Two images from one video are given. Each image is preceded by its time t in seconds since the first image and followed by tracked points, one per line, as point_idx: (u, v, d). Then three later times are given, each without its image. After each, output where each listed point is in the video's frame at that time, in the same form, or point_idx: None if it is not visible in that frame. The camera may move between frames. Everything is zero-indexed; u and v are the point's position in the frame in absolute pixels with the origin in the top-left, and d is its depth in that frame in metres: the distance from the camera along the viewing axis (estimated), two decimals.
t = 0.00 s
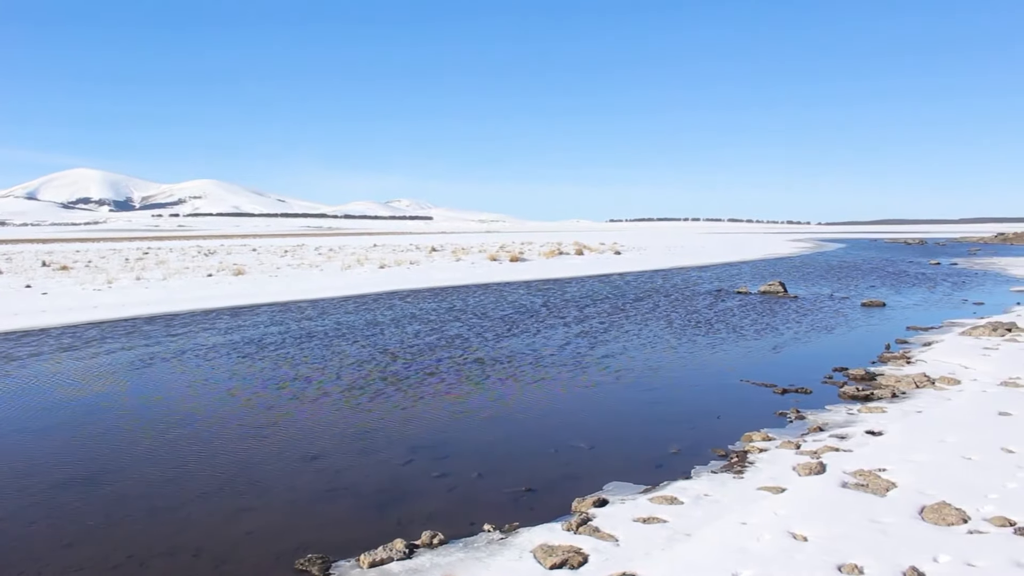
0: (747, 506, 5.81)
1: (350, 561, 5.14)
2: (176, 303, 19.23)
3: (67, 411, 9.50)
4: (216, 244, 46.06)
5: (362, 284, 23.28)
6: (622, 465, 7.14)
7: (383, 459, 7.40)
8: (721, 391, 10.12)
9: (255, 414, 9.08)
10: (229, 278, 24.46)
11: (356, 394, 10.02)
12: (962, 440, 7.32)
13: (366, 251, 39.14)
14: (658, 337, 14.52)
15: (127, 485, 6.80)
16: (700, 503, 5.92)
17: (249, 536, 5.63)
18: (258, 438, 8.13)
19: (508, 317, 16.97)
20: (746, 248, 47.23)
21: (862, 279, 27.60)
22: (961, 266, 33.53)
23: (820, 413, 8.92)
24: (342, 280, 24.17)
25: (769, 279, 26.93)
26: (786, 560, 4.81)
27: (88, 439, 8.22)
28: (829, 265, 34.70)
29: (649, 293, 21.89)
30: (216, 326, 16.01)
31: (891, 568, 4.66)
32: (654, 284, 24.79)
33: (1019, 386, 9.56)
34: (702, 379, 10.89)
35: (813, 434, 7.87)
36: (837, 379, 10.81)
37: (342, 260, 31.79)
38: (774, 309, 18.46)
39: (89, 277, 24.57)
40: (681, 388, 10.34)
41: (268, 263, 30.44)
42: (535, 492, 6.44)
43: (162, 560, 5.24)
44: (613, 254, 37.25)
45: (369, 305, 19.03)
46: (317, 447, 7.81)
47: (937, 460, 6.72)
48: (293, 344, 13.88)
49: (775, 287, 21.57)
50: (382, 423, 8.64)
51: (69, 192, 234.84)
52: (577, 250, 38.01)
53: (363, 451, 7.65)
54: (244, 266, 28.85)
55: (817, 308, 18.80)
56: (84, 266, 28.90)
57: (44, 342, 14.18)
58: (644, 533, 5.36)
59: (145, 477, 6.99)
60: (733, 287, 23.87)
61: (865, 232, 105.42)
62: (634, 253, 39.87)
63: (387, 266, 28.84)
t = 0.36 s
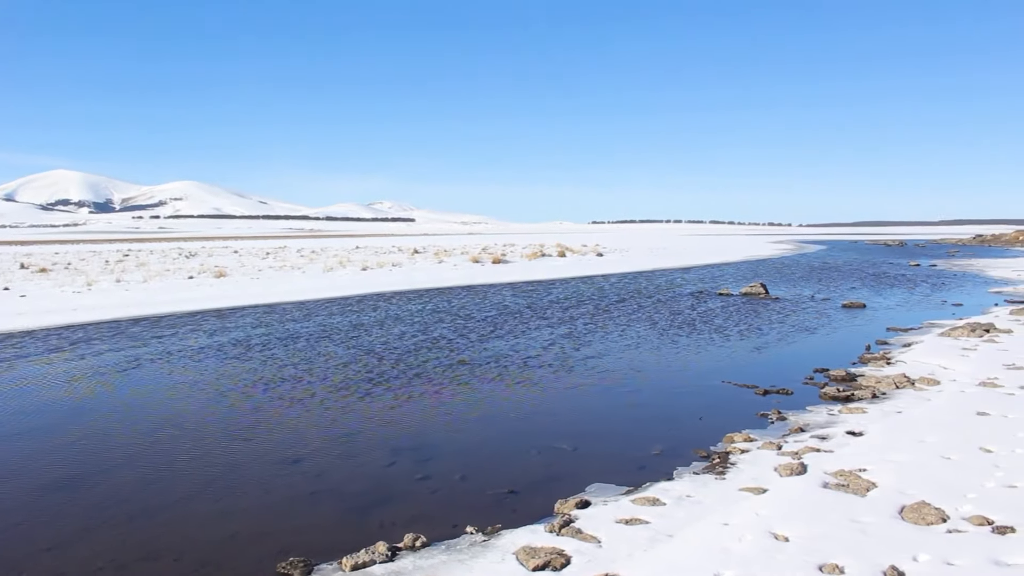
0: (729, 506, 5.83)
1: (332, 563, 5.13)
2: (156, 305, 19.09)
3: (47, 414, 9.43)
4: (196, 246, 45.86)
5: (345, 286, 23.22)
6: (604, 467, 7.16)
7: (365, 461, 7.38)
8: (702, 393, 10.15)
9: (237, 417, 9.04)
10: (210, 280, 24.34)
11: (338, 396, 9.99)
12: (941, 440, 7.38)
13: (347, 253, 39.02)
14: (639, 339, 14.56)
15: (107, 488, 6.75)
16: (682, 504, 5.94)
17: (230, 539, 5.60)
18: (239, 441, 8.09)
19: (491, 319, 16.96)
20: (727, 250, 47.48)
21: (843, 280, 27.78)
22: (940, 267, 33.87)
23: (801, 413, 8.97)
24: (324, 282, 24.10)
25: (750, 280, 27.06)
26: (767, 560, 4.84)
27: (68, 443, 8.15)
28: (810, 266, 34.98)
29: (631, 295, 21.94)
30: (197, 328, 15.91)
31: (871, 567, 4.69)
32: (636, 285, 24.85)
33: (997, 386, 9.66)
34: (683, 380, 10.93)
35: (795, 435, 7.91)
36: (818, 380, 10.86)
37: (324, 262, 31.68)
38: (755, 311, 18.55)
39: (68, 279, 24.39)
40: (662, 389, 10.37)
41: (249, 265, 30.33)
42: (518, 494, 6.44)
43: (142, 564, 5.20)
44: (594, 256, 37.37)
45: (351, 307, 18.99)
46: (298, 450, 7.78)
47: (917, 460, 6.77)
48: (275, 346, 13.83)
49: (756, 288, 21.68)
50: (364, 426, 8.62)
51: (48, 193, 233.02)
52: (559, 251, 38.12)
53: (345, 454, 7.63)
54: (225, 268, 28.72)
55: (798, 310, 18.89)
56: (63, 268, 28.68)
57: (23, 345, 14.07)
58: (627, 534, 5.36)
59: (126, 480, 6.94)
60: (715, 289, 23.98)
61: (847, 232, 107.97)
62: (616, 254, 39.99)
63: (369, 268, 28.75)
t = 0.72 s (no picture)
0: (710, 507, 5.86)
1: (313, 566, 5.11)
2: (135, 307, 18.99)
3: (25, 418, 9.36)
4: (176, 248, 45.62)
5: (325, 289, 23.14)
6: (587, 468, 7.16)
7: (347, 464, 7.36)
8: (683, 394, 10.20)
9: (217, 420, 9.00)
10: (189, 281, 24.21)
11: (319, 398, 9.96)
12: (920, 440, 7.44)
13: (327, 255, 38.96)
14: (621, 340, 14.59)
15: (85, 492, 6.70)
16: (663, 505, 5.95)
17: (210, 543, 5.57)
18: (220, 444, 8.04)
19: (472, 321, 16.96)
20: (707, 252, 47.69)
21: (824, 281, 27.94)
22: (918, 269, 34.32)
23: (781, 414, 9.02)
24: (304, 285, 24.02)
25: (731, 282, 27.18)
26: (748, 560, 4.86)
27: (47, 447, 8.09)
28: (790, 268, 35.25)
29: (613, 297, 21.99)
30: (177, 331, 15.82)
31: (851, 567, 4.72)
32: (618, 287, 24.90)
33: (975, 386, 9.75)
34: (665, 381, 10.97)
35: (775, 435, 7.96)
36: (799, 381, 10.91)
37: (305, 264, 31.56)
38: (736, 312, 18.64)
39: (46, 281, 24.19)
40: (644, 390, 10.40)
41: (229, 267, 30.18)
42: (499, 496, 6.43)
43: (122, 568, 5.16)
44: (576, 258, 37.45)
45: (333, 310, 18.93)
46: (278, 453, 7.74)
47: (895, 460, 6.82)
48: (255, 348, 13.76)
49: (737, 290, 21.78)
50: (346, 428, 8.60)
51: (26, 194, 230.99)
52: (540, 253, 38.18)
53: (325, 456, 7.60)
54: (205, 270, 28.57)
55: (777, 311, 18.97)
56: (41, 270, 28.43)
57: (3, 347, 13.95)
58: (608, 535, 5.37)
59: (105, 484, 6.90)
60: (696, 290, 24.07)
61: (826, 234, 109.92)
62: (597, 256, 40.12)
63: (350, 270, 28.69)
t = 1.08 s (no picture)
0: (691, 507, 5.88)
1: (294, 570, 5.09)
2: (114, 310, 18.85)
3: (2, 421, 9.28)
4: (154, 250, 45.34)
5: (306, 290, 23.07)
6: (568, 470, 7.17)
7: (328, 466, 7.34)
8: (664, 395, 10.24)
9: (197, 422, 8.95)
10: (168, 284, 24.06)
11: (300, 401, 9.93)
12: (899, 440, 7.50)
13: (307, 257, 38.84)
14: (602, 341, 14.63)
15: (63, 496, 6.64)
16: (645, 506, 5.97)
17: (190, 547, 5.53)
18: (199, 447, 8.00)
19: (453, 322, 16.95)
20: (686, 253, 47.93)
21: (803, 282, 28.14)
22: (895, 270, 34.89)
23: (761, 414, 9.06)
24: (284, 286, 23.92)
25: (711, 283, 27.29)
26: (729, 561, 4.88)
27: (24, 450, 8.02)
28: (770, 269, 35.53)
29: (594, 298, 22.05)
30: (156, 333, 15.69)
31: (830, 566, 4.75)
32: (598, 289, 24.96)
33: (952, 386, 9.84)
34: (646, 382, 11.02)
35: (755, 436, 8.00)
36: (778, 382, 10.98)
37: (286, 266, 31.40)
38: (716, 313, 18.72)
39: (22, 284, 23.96)
40: (624, 391, 10.43)
41: (209, 269, 30.02)
42: (480, 498, 6.43)
43: (101, 572, 5.11)
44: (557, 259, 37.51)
45: (314, 312, 18.87)
46: (259, 455, 7.70)
47: (874, 460, 6.87)
48: (235, 350, 13.71)
49: (717, 291, 21.87)
50: (327, 430, 8.58)
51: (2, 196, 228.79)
52: (521, 255, 38.22)
53: (305, 459, 7.56)
54: (185, 272, 28.41)
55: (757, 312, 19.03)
56: (18, 273, 28.19)
57: None
58: (589, 537, 5.38)
59: (82, 488, 6.84)
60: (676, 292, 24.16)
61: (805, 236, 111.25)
62: (578, 258, 40.20)
63: (330, 272, 28.62)
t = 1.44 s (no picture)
0: (671, 508, 5.90)
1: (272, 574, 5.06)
2: (91, 313, 18.70)
3: None
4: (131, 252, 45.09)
5: (286, 293, 22.99)
6: (548, 472, 7.18)
7: (307, 469, 7.31)
8: (644, 396, 10.26)
9: (176, 426, 8.89)
10: (146, 286, 23.91)
11: (279, 403, 9.88)
12: (876, 440, 7.56)
13: (287, 260, 38.67)
14: (583, 343, 14.65)
15: (40, 500, 6.58)
16: (624, 507, 5.99)
17: (168, 551, 5.50)
18: (177, 451, 7.95)
19: (434, 325, 16.92)
20: (665, 255, 48.20)
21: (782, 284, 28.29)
22: (873, 271, 35.37)
23: (740, 416, 9.11)
24: (263, 289, 23.82)
25: (690, 285, 27.40)
26: (707, 561, 4.90)
27: None
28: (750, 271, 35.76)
29: (575, 300, 22.12)
30: (134, 337, 15.56)
31: (809, 566, 4.78)
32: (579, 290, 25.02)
33: (929, 387, 9.92)
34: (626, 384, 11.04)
35: (734, 437, 8.04)
36: (757, 383, 11.05)
37: (264, 269, 31.19)
38: (696, 315, 18.80)
39: None
40: (604, 393, 10.45)
41: (188, 272, 29.86)
42: (460, 501, 6.42)
43: None
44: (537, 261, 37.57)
45: (295, 314, 18.80)
46: (237, 459, 7.66)
47: (851, 461, 6.92)
48: (215, 353, 13.64)
49: (696, 293, 21.96)
50: (306, 433, 8.54)
51: None
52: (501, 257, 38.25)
53: (285, 463, 7.52)
54: (163, 275, 28.23)
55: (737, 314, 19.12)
56: None
57: None
58: (569, 538, 5.39)
59: (59, 492, 6.78)
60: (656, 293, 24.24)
61: (784, 237, 112.04)
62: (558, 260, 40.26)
63: (310, 274, 28.56)
